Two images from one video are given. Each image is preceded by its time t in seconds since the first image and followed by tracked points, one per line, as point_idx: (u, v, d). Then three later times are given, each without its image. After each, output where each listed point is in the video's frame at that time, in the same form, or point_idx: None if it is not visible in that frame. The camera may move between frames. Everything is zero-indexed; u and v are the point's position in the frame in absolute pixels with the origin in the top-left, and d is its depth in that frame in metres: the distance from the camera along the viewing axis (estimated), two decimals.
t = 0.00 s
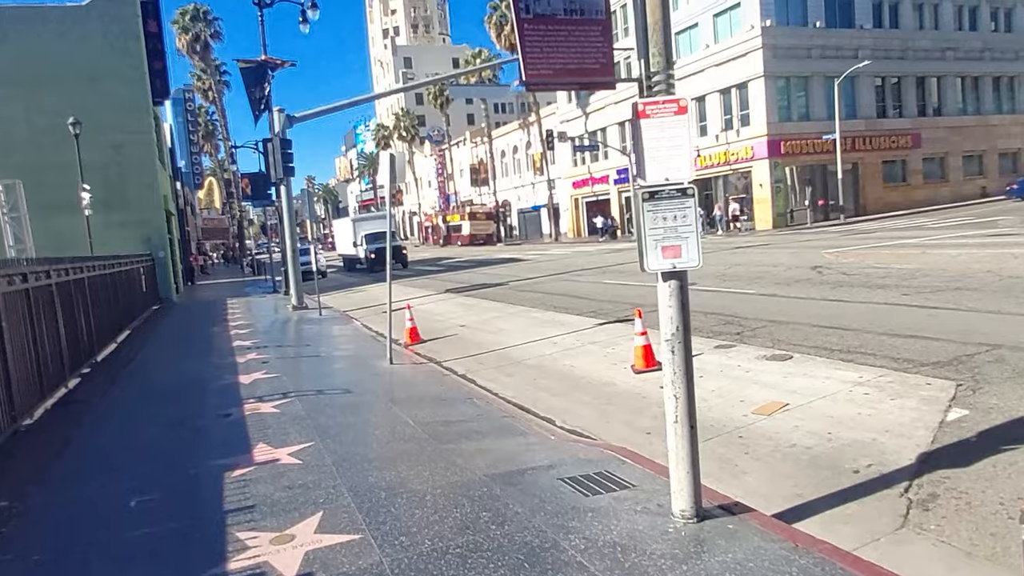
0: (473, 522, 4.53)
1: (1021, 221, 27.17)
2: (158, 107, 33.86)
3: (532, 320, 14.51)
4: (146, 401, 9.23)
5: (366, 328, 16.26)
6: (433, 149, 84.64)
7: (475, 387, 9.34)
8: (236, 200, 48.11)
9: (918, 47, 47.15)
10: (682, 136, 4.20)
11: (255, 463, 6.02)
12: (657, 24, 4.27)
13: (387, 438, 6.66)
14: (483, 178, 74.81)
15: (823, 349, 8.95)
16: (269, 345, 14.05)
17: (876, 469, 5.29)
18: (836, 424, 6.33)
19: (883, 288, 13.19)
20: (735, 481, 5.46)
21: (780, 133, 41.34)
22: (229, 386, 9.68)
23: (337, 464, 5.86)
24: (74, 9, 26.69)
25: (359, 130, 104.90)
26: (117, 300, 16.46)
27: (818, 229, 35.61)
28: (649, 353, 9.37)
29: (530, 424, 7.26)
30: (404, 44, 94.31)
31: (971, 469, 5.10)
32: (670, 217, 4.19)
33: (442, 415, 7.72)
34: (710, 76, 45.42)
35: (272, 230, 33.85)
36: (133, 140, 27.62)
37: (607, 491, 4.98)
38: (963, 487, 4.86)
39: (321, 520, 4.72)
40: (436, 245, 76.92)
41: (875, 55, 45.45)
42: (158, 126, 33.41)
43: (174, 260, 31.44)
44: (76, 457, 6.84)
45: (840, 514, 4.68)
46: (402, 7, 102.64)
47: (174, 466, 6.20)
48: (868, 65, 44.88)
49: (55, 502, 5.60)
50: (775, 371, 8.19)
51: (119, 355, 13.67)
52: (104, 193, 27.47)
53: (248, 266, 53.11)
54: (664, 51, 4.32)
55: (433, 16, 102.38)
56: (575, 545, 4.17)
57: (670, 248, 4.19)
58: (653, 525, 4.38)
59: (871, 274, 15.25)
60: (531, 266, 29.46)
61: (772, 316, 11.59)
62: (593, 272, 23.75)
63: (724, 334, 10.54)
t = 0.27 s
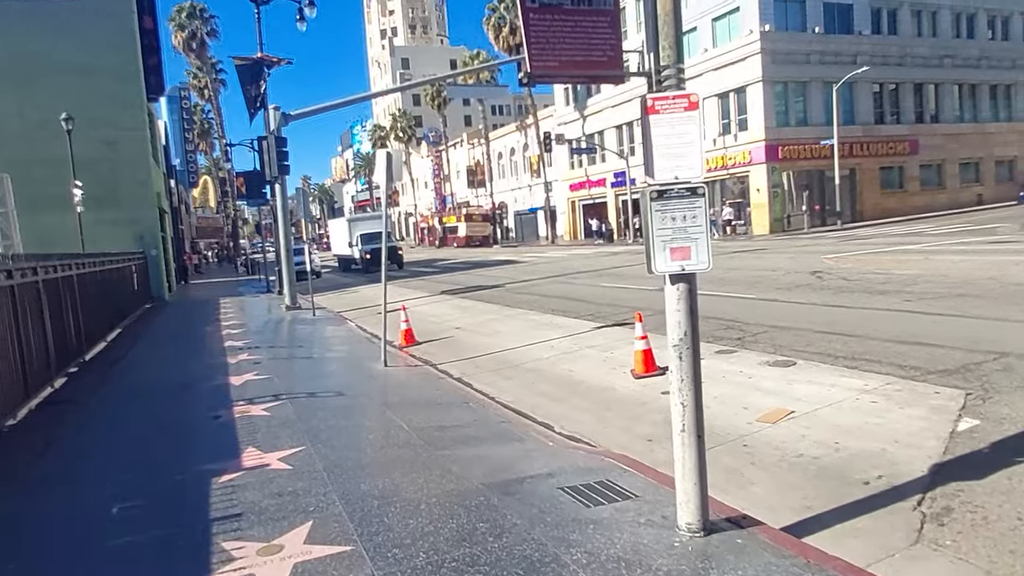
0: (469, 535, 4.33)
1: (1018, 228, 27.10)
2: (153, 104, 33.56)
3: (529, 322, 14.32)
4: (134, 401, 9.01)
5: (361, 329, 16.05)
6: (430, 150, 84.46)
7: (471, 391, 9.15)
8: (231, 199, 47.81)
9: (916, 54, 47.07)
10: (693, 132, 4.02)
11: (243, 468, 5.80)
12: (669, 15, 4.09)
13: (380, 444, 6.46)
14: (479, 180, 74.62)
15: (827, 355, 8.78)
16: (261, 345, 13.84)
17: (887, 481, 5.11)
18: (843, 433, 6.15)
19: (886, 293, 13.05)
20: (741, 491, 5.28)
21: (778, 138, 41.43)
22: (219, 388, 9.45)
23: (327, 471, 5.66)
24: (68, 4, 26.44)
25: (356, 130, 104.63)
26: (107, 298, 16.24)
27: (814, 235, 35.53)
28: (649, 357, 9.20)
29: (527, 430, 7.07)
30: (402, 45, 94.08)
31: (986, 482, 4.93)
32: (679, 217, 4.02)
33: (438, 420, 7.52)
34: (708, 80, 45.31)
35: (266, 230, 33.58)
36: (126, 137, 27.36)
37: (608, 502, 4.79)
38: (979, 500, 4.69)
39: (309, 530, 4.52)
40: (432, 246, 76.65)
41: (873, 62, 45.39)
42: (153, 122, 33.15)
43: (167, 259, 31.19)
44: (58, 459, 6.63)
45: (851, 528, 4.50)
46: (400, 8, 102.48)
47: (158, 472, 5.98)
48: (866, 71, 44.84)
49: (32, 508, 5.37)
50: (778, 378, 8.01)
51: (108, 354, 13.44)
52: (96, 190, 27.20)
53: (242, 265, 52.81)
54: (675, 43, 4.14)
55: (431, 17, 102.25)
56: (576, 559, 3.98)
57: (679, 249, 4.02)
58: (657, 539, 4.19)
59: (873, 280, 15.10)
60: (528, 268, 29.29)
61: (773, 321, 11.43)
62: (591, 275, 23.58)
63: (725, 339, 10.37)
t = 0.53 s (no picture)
0: (463, 554, 4.12)
1: (1016, 238, 27.03)
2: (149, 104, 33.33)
3: (526, 328, 14.12)
4: (120, 405, 8.78)
5: (355, 333, 15.83)
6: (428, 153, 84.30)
7: (466, 398, 8.93)
8: (227, 200, 47.58)
9: (915, 63, 47.00)
10: (704, 133, 3.82)
11: (228, 479, 5.56)
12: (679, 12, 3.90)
13: (372, 453, 6.25)
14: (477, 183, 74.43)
15: (831, 365, 8.59)
16: (253, 348, 13.62)
17: (898, 500, 4.91)
18: (851, 446, 5.95)
19: (888, 302, 12.88)
20: (746, 508, 5.07)
21: (776, 145, 41.36)
22: (208, 393, 9.22)
23: (316, 482, 5.45)
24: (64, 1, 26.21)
25: (354, 133, 104.48)
26: (98, 298, 16.01)
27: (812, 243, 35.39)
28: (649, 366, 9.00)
29: (523, 440, 6.86)
30: (401, 47, 93.96)
31: (1002, 502, 4.73)
32: (688, 222, 3.82)
33: (432, 428, 7.31)
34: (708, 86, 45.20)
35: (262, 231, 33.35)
36: (121, 136, 27.13)
37: (610, 519, 4.59)
38: (995, 522, 4.49)
39: (295, 546, 4.31)
40: (429, 249, 76.43)
41: (872, 70, 45.33)
42: (149, 122, 32.93)
43: (161, 259, 30.94)
44: (38, 465, 6.40)
45: (863, 550, 4.29)
46: (400, 11, 102.43)
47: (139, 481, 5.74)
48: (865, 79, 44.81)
49: (5, 517, 5.12)
50: (782, 388, 7.82)
51: (97, 356, 13.20)
52: (90, 189, 26.96)
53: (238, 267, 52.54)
54: (685, 38, 3.96)
55: (431, 20, 102.24)
56: None
57: (688, 256, 3.81)
58: (661, 560, 3.99)
59: (874, 288, 14.94)
60: (526, 273, 29.10)
61: (774, 329, 11.24)
62: (589, 280, 23.40)
63: (726, 347, 10.18)
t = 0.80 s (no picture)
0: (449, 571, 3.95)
1: (1000, 247, 27.21)
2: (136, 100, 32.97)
3: (515, 331, 13.97)
4: (96, 408, 8.53)
5: (341, 335, 15.61)
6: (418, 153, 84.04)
7: (453, 403, 8.77)
8: (214, 198, 47.09)
9: (902, 72, 47.24)
10: (706, 135, 3.69)
11: (206, 487, 5.37)
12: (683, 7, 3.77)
13: (356, 461, 6.06)
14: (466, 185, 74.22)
15: (824, 374, 8.49)
16: (236, 349, 13.36)
17: (897, 514, 4.79)
18: (847, 458, 5.83)
19: (878, 310, 12.83)
20: (741, 522, 4.92)
21: (765, 152, 41.45)
22: (187, 395, 8.99)
23: (298, 491, 5.25)
24: None
25: (343, 133, 104.02)
26: (78, 296, 15.69)
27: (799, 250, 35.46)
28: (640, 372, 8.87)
29: (512, 448, 6.70)
30: (391, 48, 93.62)
31: (1004, 518, 4.61)
32: (688, 226, 3.67)
33: (419, 435, 7.13)
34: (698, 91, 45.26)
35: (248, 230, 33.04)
36: (106, 132, 26.75)
37: (602, 534, 4.42)
38: (996, 539, 4.37)
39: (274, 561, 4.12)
40: (417, 250, 76.16)
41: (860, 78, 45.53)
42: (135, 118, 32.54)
43: (145, 257, 30.53)
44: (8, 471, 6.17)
45: (862, 568, 4.16)
46: (391, 11, 102.12)
47: (114, 488, 5.53)
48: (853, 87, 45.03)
49: None
50: (775, 396, 7.69)
51: (75, 356, 12.91)
52: (73, 185, 26.57)
53: (223, 266, 52.01)
54: (687, 36, 3.83)
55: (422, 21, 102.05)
56: None
57: (688, 261, 3.67)
58: None
59: (863, 295, 14.91)
60: (514, 276, 28.96)
61: (765, 336, 11.15)
62: (578, 284, 23.29)
63: (717, 354, 10.07)
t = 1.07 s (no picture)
0: None
1: (945, 256, 28.05)
2: (83, 96, 31.89)
3: (474, 337, 13.84)
4: (35, 416, 8.14)
5: (297, 340, 15.27)
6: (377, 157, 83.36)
7: (411, 411, 8.59)
8: (166, 199, 45.94)
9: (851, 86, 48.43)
10: (674, 137, 3.60)
11: (149, 502, 5.11)
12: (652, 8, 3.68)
13: (311, 472, 5.86)
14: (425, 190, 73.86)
15: (781, 380, 8.53)
16: (186, 355, 12.95)
17: (858, 521, 4.77)
18: (807, 464, 5.82)
19: (831, 316, 13.03)
20: (704, 530, 4.86)
21: (720, 160, 42.04)
22: (133, 404, 8.65)
23: (249, 506, 5.03)
24: None
25: (301, 135, 102.71)
26: (18, 300, 15.05)
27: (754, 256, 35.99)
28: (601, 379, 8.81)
29: (472, 457, 6.56)
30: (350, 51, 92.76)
31: (961, 523, 4.63)
32: (656, 231, 3.59)
33: (376, 443, 6.94)
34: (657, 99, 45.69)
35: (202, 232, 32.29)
36: (51, 129, 25.86)
37: (565, 546, 4.32)
38: (955, 544, 4.38)
39: None
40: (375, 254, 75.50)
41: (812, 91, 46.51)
42: (83, 115, 31.56)
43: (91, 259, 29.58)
44: None
45: None
46: (350, 13, 101.23)
47: (52, 503, 5.24)
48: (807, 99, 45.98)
49: None
50: (734, 403, 7.69)
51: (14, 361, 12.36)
52: (15, 183, 25.63)
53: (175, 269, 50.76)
54: (656, 37, 3.74)
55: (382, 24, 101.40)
56: None
57: (656, 266, 3.58)
58: None
59: (817, 302, 15.15)
60: (473, 281, 28.83)
61: (723, 342, 11.21)
62: (537, 290, 23.26)
63: (676, 360, 10.08)
